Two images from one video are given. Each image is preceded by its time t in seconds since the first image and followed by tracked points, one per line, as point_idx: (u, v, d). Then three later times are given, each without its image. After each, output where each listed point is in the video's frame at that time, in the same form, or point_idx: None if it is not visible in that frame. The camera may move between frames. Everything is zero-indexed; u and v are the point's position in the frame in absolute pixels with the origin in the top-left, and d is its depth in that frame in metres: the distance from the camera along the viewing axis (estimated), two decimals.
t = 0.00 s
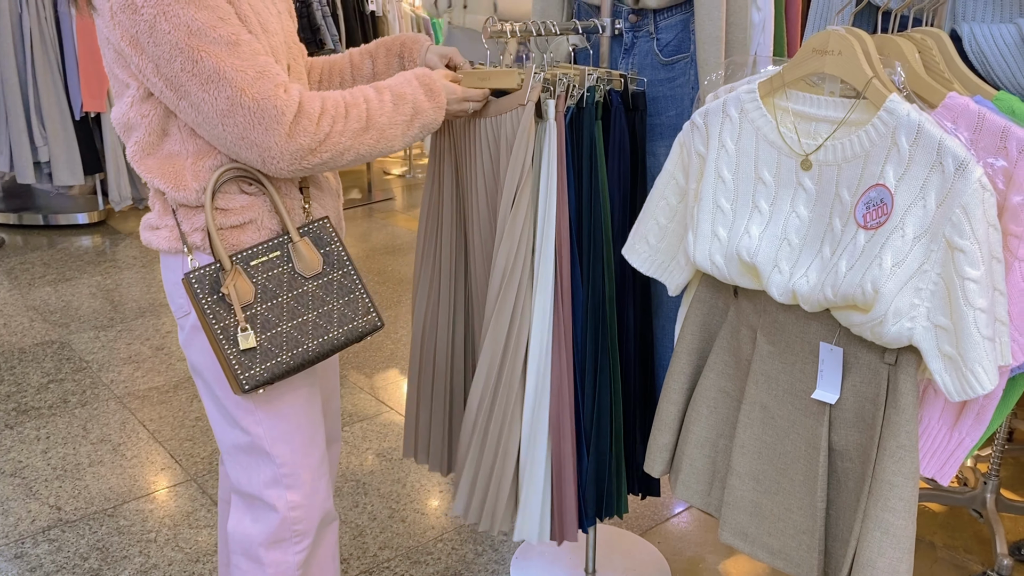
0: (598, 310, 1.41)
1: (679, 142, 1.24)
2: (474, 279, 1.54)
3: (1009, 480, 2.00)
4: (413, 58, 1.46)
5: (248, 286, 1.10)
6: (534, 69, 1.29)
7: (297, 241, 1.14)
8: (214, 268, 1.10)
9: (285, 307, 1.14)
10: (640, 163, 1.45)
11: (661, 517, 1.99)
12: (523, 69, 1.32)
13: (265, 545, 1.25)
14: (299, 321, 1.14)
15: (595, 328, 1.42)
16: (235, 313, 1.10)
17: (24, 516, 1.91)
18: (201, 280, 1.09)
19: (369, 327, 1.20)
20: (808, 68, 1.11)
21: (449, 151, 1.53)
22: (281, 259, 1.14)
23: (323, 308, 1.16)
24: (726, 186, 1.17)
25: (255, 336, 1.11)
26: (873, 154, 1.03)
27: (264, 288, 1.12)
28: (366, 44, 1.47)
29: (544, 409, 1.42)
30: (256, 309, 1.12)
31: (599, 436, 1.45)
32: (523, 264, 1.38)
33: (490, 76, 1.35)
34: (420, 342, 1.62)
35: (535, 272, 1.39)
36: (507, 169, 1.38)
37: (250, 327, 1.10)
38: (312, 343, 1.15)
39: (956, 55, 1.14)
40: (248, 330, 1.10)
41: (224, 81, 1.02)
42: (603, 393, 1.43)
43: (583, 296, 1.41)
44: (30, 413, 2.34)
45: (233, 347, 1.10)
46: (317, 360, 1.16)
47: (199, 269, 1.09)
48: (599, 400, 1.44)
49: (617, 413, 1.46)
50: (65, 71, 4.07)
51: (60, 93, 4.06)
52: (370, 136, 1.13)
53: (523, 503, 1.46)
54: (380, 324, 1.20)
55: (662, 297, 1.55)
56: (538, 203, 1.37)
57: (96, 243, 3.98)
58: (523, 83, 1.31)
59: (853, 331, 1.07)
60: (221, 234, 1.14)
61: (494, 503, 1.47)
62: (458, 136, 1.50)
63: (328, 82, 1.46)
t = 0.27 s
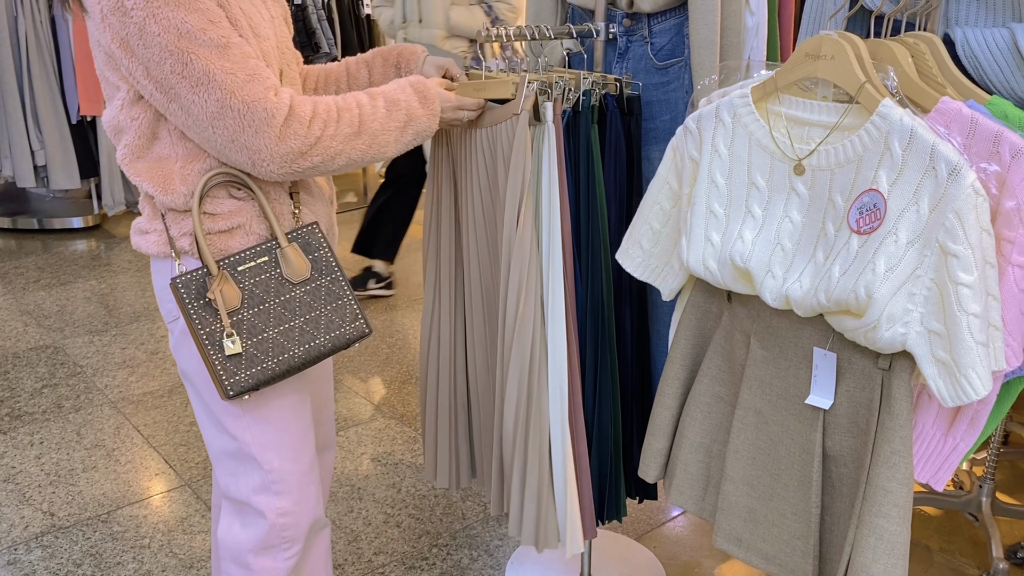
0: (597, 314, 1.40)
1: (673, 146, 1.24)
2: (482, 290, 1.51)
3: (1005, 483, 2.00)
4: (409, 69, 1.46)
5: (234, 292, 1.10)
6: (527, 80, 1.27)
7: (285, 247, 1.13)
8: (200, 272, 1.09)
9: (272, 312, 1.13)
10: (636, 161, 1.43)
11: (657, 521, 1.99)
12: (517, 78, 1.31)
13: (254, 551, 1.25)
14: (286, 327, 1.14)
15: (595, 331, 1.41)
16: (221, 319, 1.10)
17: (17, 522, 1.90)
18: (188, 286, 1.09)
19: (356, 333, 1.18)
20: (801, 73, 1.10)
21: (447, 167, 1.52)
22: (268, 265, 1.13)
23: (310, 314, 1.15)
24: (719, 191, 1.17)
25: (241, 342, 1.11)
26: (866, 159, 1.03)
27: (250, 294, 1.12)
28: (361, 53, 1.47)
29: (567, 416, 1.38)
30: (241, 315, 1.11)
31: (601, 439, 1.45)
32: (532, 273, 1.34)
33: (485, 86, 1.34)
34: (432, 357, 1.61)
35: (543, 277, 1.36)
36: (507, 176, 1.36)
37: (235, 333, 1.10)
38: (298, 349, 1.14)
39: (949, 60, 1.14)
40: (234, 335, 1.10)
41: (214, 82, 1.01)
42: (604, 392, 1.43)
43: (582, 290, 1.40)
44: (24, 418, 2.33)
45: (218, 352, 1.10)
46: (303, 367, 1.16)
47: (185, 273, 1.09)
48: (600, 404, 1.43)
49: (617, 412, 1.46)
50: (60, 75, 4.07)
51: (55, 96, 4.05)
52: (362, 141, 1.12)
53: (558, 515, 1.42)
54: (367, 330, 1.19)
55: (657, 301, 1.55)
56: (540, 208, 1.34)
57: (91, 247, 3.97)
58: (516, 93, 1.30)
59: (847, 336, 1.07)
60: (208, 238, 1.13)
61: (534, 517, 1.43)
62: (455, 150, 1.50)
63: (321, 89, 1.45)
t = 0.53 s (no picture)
0: (590, 320, 1.41)
1: (666, 152, 1.24)
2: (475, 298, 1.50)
3: (1000, 487, 2.00)
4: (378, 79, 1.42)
5: (224, 297, 1.10)
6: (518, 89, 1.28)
7: (276, 253, 1.13)
8: (190, 277, 1.09)
9: (262, 318, 1.13)
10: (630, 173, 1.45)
11: (652, 526, 1.98)
12: (509, 86, 1.33)
13: (245, 558, 1.24)
14: (276, 333, 1.14)
15: (588, 337, 1.41)
16: (210, 325, 1.09)
17: (10, 529, 1.89)
18: (178, 291, 1.09)
19: (346, 339, 1.19)
20: (793, 79, 1.10)
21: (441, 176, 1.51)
22: (259, 270, 1.13)
23: (300, 320, 1.15)
24: (712, 197, 1.17)
25: (231, 347, 1.11)
26: (858, 165, 1.03)
27: (240, 300, 1.11)
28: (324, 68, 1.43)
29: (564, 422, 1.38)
30: (231, 321, 1.11)
31: (593, 444, 1.45)
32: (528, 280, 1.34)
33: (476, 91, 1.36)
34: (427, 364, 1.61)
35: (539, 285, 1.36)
36: (498, 184, 1.35)
37: (225, 338, 1.10)
38: (287, 355, 1.14)
39: (941, 66, 1.14)
40: (223, 341, 1.10)
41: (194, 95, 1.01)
42: (598, 399, 1.44)
43: (575, 297, 1.41)
44: (17, 424, 2.32)
45: (207, 358, 1.10)
46: (294, 373, 1.15)
47: (175, 278, 1.09)
48: (593, 410, 1.44)
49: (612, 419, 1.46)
50: (54, 79, 4.06)
51: (49, 100, 4.04)
52: (340, 153, 1.11)
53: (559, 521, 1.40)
54: (356, 336, 1.20)
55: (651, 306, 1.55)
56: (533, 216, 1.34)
57: (85, 252, 3.96)
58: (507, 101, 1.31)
59: (840, 342, 1.07)
60: (198, 244, 1.13)
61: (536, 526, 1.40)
62: (450, 157, 1.48)
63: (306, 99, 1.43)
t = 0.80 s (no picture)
0: (578, 325, 1.41)
1: (659, 157, 1.24)
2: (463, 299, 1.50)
3: (992, 489, 2.00)
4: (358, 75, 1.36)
5: (208, 301, 1.08)
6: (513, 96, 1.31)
7: (263, 257, 1.12)
8: (176, 280, 1.08)
9: (247, 322, 1.11)
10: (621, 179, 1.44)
11: (646, 530, 1.98)
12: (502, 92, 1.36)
13: (237, 562, 1.24)
14: (261, 338, 1.12)
15: (575, 342, 1.42)
16: (194, 327, 1.08)
17: (2, 535, 1.88)
18: (162, 293, 1.08)
19: (331, 346, 1.16)
20: (786, 84, 1.11)
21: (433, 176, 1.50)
22: (246, 274, 1.11)
23: (285, 325, 1.13)
24: (705, 201, 1.18)
25: (213, 351, 1.09)
26: (850, 170, 1.04)
27: (226, 303, 1.10)
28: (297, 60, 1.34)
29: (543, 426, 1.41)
30: (216, 325, 1.09)
31: (581, 449, 1.46)
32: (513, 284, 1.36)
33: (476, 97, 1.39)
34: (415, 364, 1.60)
35: (524, 289, 1.37)
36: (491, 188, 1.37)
37: (208, 341, 1.08)
38: (270, 360, 1.12)
39: (932, 71, 1.14)
40: (205, 344, 1.08)
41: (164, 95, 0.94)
42: (585, 405, 1.44)
43: (564, 302, 1.40)
44: (9, 430, 2.31)
45: (189, 361, 1.08)
46: (277, 379, 1.13)
47: (160, 281, 1.08)
48: (581, 414, 1.44)
49: (599, 426, 1.46)
50: (46, 83, 4.04)
51: (42, 105, 4.03)
52: (281, 126, 0.96)
53: (529, 523, 1.43)
54: (342, 343, 1.17)
55: (644, 310, 1.55)
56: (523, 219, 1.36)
57: (78, 256, 3.95)
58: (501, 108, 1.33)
59: (833, 346, 1.07)
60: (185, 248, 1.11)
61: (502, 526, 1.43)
62: (442, 159, 1.48)
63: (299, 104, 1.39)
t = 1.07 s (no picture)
0: (565, 330, 1.41)
1: (650, 160, 1.25)
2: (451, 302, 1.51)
3: (982, 491, 2.01)
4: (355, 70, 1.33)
5: (184, 302, 1.08)
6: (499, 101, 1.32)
7: (241, 259, 1.11)
8: (153, 280, 1.08)
9: (222, 325, 1.11)
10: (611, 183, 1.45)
11: (638, 533, 1.99)
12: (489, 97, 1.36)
13: (236, 565, 1.23)
14: (234, 341, 1.11)
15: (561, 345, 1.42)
16: (167, 328, 1.08)
17: None
18: (139, 292, 1.08)
19: (304, 353, 1.16)
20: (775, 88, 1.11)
21: (426, 178, 1.51)
22: (223, 276, 1.11)
23: (259, 329, 1.13)
24: (695, 205, 1.18)
25: (185, 352, 1.09)
26: (839, 174, 1.04)
27: (201, 305, 1.10)
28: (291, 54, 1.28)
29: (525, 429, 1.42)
30: (190, 326, 1.09)
31: (565, 454, 1.46)
32: (496, 287, 1.37)
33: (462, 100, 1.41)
34: (404, 364, 1.61)
35: (508, 292, 1.38)
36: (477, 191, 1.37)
37: (180, 343, 1.08)
38: (242, 364, 1.11)
39: (920, 75, 1.15)
40: (177, 345, 1.08)
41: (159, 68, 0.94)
42: (570, 411, 1.44)
43: (550, 306, 1.41)
44: None
45: (160, 363, 1.07)
46: (249, 383, 1.13)
47: (138, 280, 1.08)
48: (567, 418, 1.44)
49: (584, 433, 1.47)
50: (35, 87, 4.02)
51: (31, 108, 4.01)
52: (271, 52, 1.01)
53: (507, 524, 1.45)
54: (316, 351, 1.17)
55: (634, 313, 1.56)
56: (509, 223, 1.37)
57: (68, 260, 3.93)
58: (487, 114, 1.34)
59: (822, 349, 1.07)
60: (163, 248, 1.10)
61: (478, 526, 1.45)
62: (434, 163, 1.48)
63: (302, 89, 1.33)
